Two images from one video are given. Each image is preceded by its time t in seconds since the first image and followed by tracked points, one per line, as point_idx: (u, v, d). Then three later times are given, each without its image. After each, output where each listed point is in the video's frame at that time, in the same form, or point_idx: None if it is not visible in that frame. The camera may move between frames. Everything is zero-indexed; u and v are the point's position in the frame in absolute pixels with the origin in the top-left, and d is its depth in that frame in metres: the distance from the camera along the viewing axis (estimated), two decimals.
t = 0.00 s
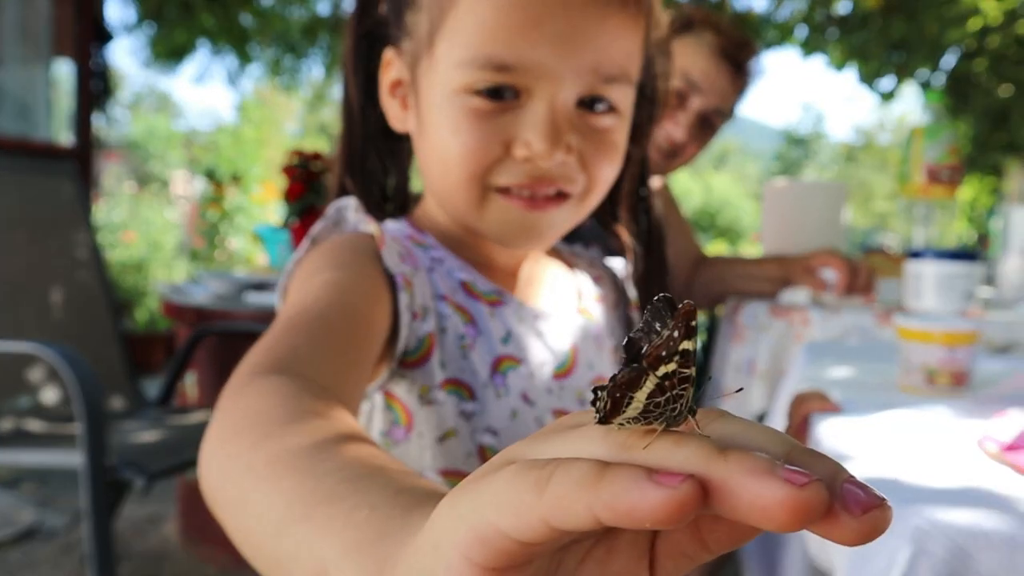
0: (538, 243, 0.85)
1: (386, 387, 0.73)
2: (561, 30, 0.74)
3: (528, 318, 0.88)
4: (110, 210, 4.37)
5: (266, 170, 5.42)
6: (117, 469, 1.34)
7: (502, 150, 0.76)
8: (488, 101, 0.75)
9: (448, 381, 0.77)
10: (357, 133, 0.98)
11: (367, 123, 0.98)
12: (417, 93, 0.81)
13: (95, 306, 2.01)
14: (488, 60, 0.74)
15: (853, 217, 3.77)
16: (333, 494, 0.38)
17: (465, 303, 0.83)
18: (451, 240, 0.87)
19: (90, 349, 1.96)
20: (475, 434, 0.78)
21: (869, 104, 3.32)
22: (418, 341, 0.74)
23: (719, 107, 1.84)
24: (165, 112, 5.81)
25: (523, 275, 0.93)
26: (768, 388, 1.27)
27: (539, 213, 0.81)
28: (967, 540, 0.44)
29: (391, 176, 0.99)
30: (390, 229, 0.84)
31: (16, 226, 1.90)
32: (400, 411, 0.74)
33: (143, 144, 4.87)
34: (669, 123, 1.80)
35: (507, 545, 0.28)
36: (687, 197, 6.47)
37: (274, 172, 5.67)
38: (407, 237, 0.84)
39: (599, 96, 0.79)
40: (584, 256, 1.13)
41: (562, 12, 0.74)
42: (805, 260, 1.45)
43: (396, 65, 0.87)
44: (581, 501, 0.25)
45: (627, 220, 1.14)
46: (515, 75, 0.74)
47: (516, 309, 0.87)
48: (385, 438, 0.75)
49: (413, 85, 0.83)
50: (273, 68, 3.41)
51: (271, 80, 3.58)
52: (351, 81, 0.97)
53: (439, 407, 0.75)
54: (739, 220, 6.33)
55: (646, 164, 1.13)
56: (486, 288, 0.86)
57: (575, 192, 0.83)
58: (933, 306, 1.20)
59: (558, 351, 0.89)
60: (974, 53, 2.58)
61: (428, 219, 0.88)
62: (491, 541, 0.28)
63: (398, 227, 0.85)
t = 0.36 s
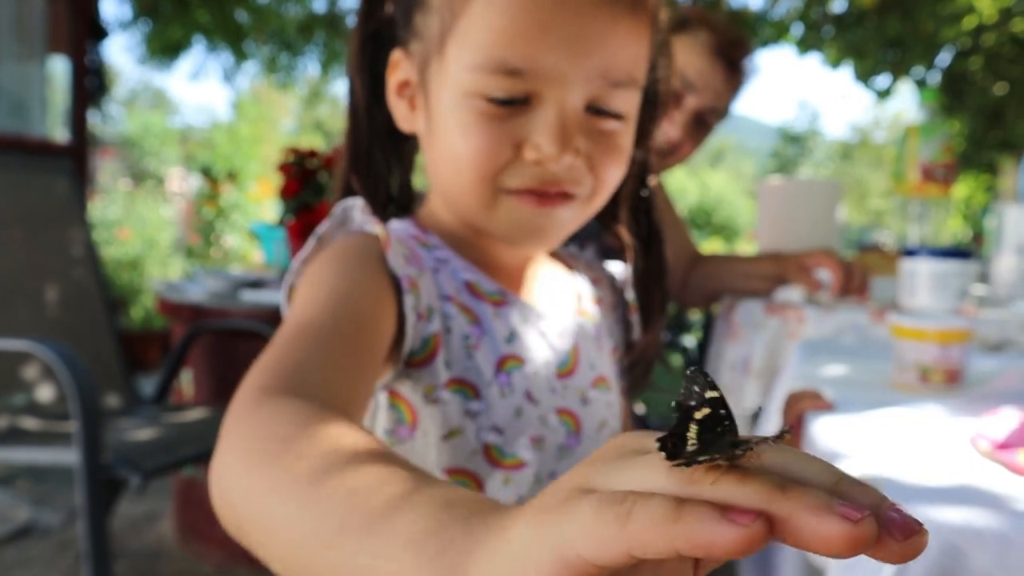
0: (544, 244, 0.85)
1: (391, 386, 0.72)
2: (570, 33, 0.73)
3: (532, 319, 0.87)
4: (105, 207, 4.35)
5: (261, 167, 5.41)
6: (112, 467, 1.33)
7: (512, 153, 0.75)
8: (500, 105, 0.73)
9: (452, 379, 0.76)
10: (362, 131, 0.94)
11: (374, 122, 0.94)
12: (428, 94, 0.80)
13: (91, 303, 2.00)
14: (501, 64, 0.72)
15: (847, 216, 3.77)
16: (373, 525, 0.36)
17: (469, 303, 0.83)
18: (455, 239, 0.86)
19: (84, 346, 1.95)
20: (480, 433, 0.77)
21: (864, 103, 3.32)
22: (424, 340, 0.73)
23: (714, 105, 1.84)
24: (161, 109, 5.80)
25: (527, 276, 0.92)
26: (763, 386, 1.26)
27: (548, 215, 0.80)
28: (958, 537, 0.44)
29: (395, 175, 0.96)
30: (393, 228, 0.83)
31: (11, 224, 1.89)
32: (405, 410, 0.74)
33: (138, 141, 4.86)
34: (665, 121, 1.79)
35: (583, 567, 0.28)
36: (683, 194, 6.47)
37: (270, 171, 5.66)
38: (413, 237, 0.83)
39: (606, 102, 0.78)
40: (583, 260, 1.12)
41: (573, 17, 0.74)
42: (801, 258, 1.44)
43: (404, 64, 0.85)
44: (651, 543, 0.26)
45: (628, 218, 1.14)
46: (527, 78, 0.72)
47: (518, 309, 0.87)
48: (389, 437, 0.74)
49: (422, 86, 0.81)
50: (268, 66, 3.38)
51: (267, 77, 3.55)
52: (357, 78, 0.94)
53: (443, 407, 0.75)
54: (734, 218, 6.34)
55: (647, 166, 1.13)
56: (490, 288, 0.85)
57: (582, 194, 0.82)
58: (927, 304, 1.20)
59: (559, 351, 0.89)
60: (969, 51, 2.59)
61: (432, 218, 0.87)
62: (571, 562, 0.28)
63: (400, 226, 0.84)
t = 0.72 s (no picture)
0: (554, 250, 0.83)
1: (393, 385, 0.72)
2: (591, 39, 0.71)
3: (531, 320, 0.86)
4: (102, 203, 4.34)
5: (256, 163, 5.42)
6: (108, 464, 1.34)
7: (530, 158, 0.73)
8: (520, 108, 0.72)
9: (453, 379, 0.76)
10: (368, 130, 0.95)
11: (381, 122, 0.95)
12: (443, 95, 0.78)
13: (88, 300, 2.00)
14: (523, 69, 0.71)
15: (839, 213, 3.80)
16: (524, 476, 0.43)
17: (470, 304, 0.81)
18: (458, 239, 0.84)
19: (82, 343, 1.95)
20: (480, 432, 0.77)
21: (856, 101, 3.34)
22: (428, 340, 0.73)
23: (706, 105, 1.86)
24: (156, 105, 5.79)
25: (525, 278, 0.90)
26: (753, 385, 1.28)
27: (560, 221, 0.78)
28: (943, 537, 0.46)
29: (399, 176, 0.96)
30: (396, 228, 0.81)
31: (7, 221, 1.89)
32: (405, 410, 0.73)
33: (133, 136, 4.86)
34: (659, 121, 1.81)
35: (753, 460, 0.40)
36: (677, 191, 6.49)
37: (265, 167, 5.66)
38: (415, 238, 0.81)
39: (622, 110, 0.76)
40: (575, 263, 1.09)
41: (598, 22, 0.72)
42: (790, 257, 1.45)
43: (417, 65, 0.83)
44: (793, 445, 0.40)
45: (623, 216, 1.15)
46: (549, 82, 0.71)
47: (517, 310, 0.85)
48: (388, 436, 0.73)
49: (437, 87, 0.79)
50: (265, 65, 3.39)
51: (263, 74, 3.55)
52: (365, 76, 0.93)
53: (443, 407, 0.75)
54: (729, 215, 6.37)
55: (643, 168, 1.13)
56: (491, 290, 0.84)
57: (594, 200, 0.80)
58: (915, 303, 1.22)
59: (558, 353, 0.88)
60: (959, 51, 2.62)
61: (435, 216, 0.85)
62: (746, 458, 0.40)
63: (404, 226, 0.83)
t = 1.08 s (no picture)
0: (564, 257, 0.81)
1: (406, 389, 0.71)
2: (616, 52, 0.70)
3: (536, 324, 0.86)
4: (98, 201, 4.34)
5: (252, 160, 5.41)
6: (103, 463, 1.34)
7: (552, 167, 0.71)
8: (541, 117, 0.70)
9: (462, 383, 0.76)
10: (373, 131, 0.94)
11: (386, 123, 0.94)
12: (461, 100, 0.75)
13: (84, 299, 2.00)
14: (549, 80, 0.69)
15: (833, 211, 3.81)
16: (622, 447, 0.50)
17: (479, 309, 0.80)
18: (461, 241, 0.82)
19: (78, 343, 1.95)
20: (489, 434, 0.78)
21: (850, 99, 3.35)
22: (441, 345, 0.72)
23: (698, 103, 1.86)
24: (153, 103, 5.78)
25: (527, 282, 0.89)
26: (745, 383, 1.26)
27: (575, 231, 0.77)
28: (928, 539, 0.46)
29: (401, 180, 0.95)
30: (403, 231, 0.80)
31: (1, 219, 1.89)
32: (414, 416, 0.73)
33: (129, 133, 4.85)
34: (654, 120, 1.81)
35: (800, 405, 0.50)
36: (673, 189, 6.50)
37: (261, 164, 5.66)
38: (423, 242, 0.79)
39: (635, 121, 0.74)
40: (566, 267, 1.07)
41: (624, 35, 0.70)
42: (783, 256, 1.45)
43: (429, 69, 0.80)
44: (829, 389, 0.50)
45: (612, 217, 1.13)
46: (573, 94, 0.69)
47: (522, 315, 0.85)
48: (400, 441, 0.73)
49: (454, 92, 0.76)
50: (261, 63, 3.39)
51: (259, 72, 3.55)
52: (370, 79, 0.92)
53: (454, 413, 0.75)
54: (725, 212, 6.37)
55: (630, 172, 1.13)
56: (497, 295, 0.83)
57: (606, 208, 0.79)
58: (908, 302, 1.21)
59: (558, 358, 0.88)
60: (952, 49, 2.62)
61: (441, 219, 0.84)
62: (795, 404, 0.50)
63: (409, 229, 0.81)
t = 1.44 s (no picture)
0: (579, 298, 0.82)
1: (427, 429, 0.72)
2: (659, 109, 0.71)
3: (545, 359, 0.86)
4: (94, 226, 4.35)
5: (248, 183, 5.43)
6: (100, 490, 1.35)
7: (593, 217, 0.72)
8: (582, 168, 0.71)
9: (480, 418, 0.78)
10: (387, 168, 0.91)
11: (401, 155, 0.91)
12: (502, 147, 0.74)
13: (81, 325, 2.01)
14: (593, 133, 0.70)
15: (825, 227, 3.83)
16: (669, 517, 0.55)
17: (493, 344, 0.81)
18: (473, 275, 0.83)
19: (74, 369, 1.95)
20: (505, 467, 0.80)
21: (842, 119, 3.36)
22: (466, 384, 0.73)
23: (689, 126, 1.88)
24: (150, 127, 5.81)
25: (534, 313, 0.90)
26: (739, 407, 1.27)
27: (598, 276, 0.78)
28: (907, 564, 0.47)
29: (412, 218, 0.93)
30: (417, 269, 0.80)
31: None
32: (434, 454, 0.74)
33: (125, 157, 4.86)
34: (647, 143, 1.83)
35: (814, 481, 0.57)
36: (668, 208, 6.54)
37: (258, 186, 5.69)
38: (436, 279, 0.80)
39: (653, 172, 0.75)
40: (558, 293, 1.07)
41: (661, 90, 0.72)
42: (774, 279, 1.46)
43: (457, 110, 0.77)
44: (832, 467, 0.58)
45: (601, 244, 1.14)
46: (614, 145, 0.70)
47: (533, 349, 0.86)
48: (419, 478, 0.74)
49: (493, 138, 0.74)
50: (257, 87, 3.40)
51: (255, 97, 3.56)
52: (387, 110, 0.90)
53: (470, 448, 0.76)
54: (721, 230, 6.40)
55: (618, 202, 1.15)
56: (509, 329, 0.84)
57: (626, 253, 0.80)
58: (897, 323, 1.22)
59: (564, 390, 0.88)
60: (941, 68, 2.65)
61: (452, 252, 0.84)
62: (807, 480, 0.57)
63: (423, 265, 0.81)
